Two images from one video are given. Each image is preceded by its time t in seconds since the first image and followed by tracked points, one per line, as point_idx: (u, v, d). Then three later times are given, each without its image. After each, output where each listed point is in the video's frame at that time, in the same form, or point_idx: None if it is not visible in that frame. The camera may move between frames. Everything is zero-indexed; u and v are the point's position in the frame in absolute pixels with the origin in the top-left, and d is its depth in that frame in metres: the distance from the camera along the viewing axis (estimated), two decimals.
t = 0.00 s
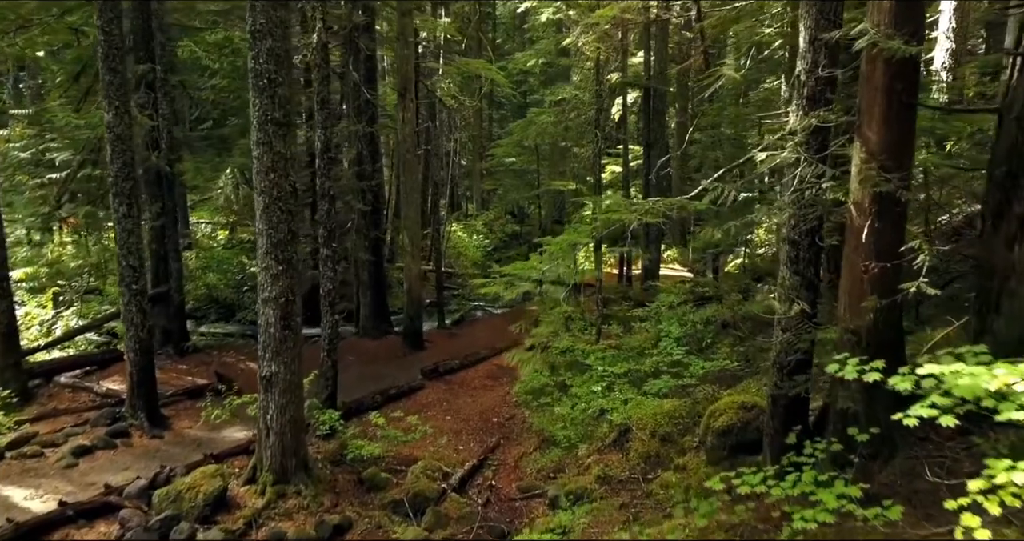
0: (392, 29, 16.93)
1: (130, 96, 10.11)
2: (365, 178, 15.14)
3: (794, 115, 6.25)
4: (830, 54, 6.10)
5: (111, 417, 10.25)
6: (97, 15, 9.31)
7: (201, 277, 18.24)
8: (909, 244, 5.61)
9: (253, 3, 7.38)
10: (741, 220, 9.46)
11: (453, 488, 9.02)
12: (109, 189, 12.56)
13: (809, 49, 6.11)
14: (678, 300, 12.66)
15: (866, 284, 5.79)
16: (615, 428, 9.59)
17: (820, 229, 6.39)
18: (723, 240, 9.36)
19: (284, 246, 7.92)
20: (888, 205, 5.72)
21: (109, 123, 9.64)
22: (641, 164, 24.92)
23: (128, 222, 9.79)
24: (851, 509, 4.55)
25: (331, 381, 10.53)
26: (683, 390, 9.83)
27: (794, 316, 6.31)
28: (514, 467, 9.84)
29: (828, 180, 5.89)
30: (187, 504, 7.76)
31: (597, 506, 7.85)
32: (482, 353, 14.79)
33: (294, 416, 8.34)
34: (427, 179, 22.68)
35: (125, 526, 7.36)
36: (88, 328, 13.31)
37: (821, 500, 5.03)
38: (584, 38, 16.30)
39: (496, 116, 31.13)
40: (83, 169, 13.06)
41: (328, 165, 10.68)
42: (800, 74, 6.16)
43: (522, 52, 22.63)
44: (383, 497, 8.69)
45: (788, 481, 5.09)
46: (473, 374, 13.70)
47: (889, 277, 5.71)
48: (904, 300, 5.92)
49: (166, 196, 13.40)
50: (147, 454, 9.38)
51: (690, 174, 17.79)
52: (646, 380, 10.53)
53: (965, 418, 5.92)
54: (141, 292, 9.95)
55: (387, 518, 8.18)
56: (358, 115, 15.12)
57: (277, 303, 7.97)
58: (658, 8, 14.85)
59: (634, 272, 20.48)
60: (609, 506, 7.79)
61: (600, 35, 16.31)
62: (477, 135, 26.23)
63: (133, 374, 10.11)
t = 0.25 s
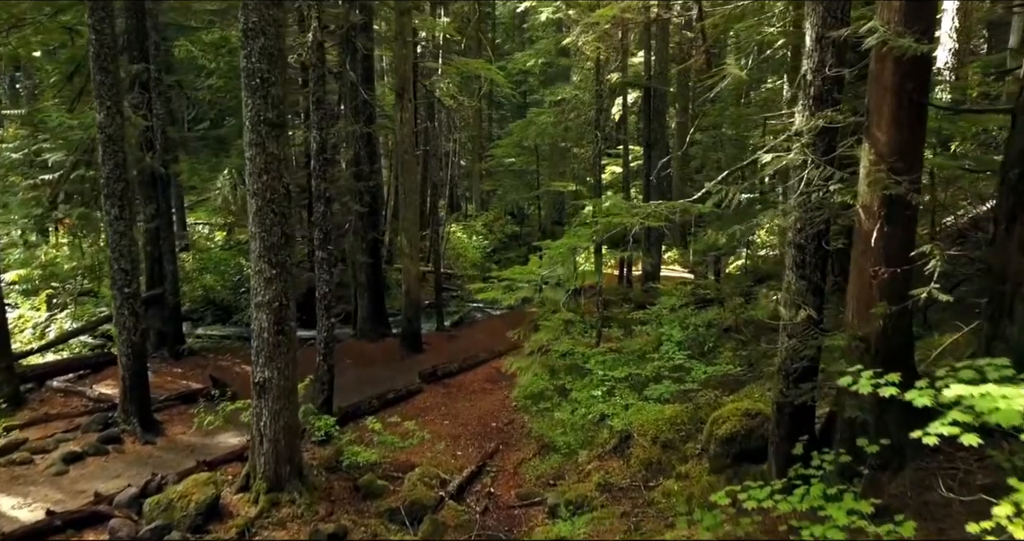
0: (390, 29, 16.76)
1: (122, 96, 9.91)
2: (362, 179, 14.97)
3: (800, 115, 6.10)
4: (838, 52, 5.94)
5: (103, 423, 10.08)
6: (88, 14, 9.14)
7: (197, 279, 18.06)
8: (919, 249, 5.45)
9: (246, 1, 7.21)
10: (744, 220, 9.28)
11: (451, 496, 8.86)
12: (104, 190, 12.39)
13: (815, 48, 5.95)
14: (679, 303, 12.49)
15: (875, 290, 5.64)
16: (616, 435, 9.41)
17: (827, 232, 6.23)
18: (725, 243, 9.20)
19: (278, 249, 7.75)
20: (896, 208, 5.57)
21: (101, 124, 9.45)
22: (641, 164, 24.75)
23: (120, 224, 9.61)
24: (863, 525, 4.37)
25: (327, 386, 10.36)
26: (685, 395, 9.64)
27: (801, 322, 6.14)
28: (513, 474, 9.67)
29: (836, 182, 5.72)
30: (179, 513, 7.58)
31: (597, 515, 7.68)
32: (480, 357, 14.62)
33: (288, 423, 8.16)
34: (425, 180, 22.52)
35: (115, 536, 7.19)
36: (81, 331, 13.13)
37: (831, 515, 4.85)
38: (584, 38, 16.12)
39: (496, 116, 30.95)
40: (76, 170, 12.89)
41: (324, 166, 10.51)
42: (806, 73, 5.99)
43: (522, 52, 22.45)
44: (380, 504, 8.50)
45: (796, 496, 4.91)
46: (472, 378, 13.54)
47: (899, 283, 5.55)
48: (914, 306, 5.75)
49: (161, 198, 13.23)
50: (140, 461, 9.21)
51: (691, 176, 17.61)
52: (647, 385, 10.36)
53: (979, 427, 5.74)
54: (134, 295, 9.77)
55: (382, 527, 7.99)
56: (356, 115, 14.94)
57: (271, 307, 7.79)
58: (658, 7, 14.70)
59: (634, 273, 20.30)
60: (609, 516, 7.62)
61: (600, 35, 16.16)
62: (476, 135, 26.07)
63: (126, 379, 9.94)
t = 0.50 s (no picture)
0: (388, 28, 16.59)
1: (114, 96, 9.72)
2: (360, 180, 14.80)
3: (807, 116, 5.93)
4: (846, 51, 5.79)
5: (95, 429, 9.91)
6: (78, 13, 8.97)
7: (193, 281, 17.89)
8: (930, 254, 5.29)
9: None
10: (747, 223, 9.11)
11: (448, 504, 8.65)
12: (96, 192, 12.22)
13: (822, 46, 5.80)
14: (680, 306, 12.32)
15: (884, 296, 5.47)
16: (617, 441, 9.21)
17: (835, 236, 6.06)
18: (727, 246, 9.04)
19: (271, 252, 7.57)
20: (906, 211, 5.40)
21: (92, 125, 9.27)
22: (642, 165, 24.59)
23: (111, 227, 9.43)
24: None
25: (323, 391, 10.18)
26: (687, 401, 9.46)
27: (808, 329, 5.96)
28: (512, 480, 9.47)
29: (844, 185, 5.55)
30: (169, 523, 7.39)
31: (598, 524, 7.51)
32: (479, 360, 14.44)
33: (282, 430, 7.98)
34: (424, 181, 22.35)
35: None
36: (75, 334, 12.96)
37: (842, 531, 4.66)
38: (584, 37, 15.95)
39: (496, 117, 30.78)
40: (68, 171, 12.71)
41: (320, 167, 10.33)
42: (812, 73, 5.85)
43: (521, 52, 22.29)
44: (375, 513, 8.30)
45: (805, 511, 4.73)
46: (470, 382, 13.36)
47: (910, 289, 5.38)
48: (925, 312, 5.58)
49: (155, 199, 13.05)
50: (131, 468, 9.04)
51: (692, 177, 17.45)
52: (649, 389, 10.18)
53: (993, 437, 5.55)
54: (126, 299, 9.59)
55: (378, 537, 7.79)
56: (353, 115, 14.77)
57: (264, 312, 7.62)
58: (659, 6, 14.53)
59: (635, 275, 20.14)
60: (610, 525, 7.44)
61: (600, 34, 16.00)
62: (475, 135, 25.91)
63: (117, 384, 9.76)
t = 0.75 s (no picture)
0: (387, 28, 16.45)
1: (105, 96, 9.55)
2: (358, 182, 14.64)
3: (813, 117, 5.77)
4: (854, 50, 5.64)
5: (86, 435, 9.74)
6: (68, 12, 8.80)
7: (190, 283, 17.72)
8: (941, 260, 5.13)
9: None
10: (750, 226, 8.95)
11: (446, 512, 8.43)
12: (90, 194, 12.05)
13: (830, 46, 5.64)
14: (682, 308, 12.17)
15: (894, 303, 5.32)
16: (618, 448, 9.02)
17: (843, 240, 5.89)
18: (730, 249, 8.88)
19: (264, 257, 7.39)
20: (916, 216, 5.25)
21: (83, 126, 9.10)
22: (642, 165, 24.45)
23: (103, 230, 9.26)
24: None
25: (319, 396, 10.01)
26: (689, 407, 9.28)
27: (815, 337, 5.78)
28: (512, 488, 9.28)
29: (853, 189, 5.39)
30: (160, 533, 7.22)
31: (598, 533, 7.35)
32: (478, 363, 14.28)
33: (276, 438, 7.79)
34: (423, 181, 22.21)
35: None
36: (68, 337, 12.79)
37: None
38: (584, 37, 15.79)
39: (495, 117, 30.59)
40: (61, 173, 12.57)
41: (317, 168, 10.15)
42: (820, 72, 5.70)
43: (521, 52, 22.11)
44: (372, 521, 8.10)
45: (813, 527, 4.56)
46: (469, 385, 13.19)
47: (921, 296, 5.24)
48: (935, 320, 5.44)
49: (150, 201, 12.90)
50: (123, 475, 8.87)
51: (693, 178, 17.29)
52: (650, 394, 10.00)
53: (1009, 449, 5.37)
54: (117, 303, 9.42)
55: None
56: (351, 116, 14.61)
57: (257, 318, 7.45)
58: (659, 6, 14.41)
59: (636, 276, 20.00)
60: (610, 535, 7.28)
61: (600, 34, 15.87)
62: (474, 135, 25.73)
63: (109, 390, 9.59)
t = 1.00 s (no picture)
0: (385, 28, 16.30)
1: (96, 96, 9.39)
2: (355, 183, 14.48)
3: (821, 119, 5.61)
4: (863, 50, 5.47)
5: (77, 441, 9.56)
6: (59, 11, 8.63)
7: (187, 285, 17.55)
8: (955, 266, 4.96)
9: None
10: (753, 229, 8.78)
11: (444, 520, 8.20)
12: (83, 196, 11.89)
13: (838, 44, 5.48)
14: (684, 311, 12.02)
15: (905, 310, 5.15)
16: (619, 455, 8.82)
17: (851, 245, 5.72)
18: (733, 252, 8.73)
19: (256, 261, 7.21)
20: (928, 219, 5.07)
21: (73, 127, 8.93)
22: (643, 166, 24.30)
23: (94, 233, 9.09)
24: None
25: (314, 402, 9.82)
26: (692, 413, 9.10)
27: (823, 345, 5.61)
28: (511, 495, 9.10)
29: (863, 192, 5.21)
30: None
31: None
32: (477, 367, 14.09)
33: (269, 447, 7.59)
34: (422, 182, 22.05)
35: None
36: (61, 341, 12.63)
37: None
38: (584, 37, 15.63)
39: (495, 117, 30.43)
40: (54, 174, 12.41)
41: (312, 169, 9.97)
42: (827, 72, 5.54)
43: (520, 52, 21.95)
44: (368, 531, 7.91)
45: None
46: (468, 390, 13.01)
47: (933, 303, 5.07)
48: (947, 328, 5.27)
49: (144, 203, 12.74)
50: (114, 483, 8.70)
51: (694, 180, 17.13)
52: (651, 400, 9.83)
53: None
54: (109, 307, 9.24)
55: None
56: (348, 116, 14.45)
57: (250, 323, 7.27)
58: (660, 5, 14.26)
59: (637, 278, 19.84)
60: None
61: (600, 33, 15.72)
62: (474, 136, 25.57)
63: (100, 395, 9.41)
